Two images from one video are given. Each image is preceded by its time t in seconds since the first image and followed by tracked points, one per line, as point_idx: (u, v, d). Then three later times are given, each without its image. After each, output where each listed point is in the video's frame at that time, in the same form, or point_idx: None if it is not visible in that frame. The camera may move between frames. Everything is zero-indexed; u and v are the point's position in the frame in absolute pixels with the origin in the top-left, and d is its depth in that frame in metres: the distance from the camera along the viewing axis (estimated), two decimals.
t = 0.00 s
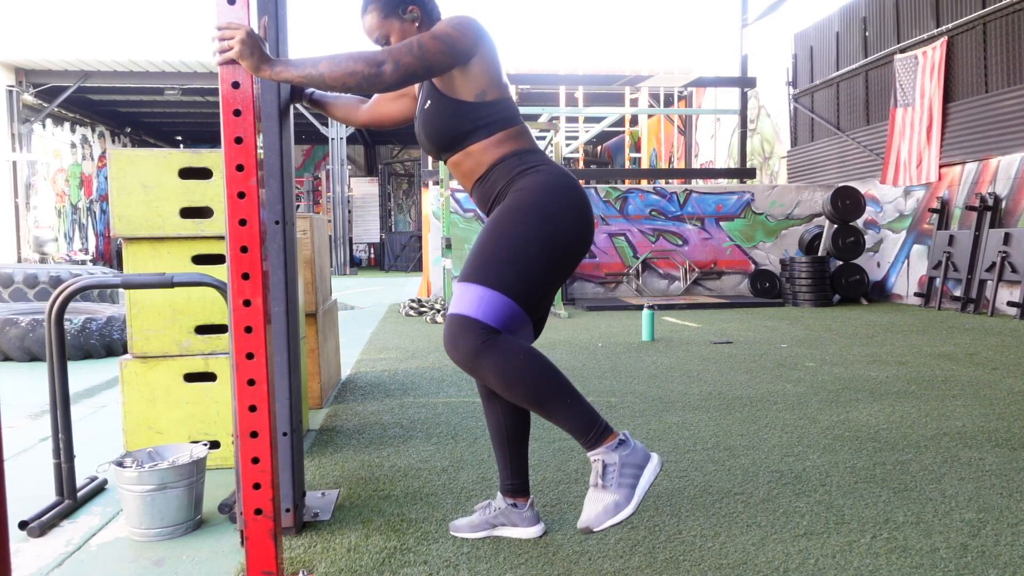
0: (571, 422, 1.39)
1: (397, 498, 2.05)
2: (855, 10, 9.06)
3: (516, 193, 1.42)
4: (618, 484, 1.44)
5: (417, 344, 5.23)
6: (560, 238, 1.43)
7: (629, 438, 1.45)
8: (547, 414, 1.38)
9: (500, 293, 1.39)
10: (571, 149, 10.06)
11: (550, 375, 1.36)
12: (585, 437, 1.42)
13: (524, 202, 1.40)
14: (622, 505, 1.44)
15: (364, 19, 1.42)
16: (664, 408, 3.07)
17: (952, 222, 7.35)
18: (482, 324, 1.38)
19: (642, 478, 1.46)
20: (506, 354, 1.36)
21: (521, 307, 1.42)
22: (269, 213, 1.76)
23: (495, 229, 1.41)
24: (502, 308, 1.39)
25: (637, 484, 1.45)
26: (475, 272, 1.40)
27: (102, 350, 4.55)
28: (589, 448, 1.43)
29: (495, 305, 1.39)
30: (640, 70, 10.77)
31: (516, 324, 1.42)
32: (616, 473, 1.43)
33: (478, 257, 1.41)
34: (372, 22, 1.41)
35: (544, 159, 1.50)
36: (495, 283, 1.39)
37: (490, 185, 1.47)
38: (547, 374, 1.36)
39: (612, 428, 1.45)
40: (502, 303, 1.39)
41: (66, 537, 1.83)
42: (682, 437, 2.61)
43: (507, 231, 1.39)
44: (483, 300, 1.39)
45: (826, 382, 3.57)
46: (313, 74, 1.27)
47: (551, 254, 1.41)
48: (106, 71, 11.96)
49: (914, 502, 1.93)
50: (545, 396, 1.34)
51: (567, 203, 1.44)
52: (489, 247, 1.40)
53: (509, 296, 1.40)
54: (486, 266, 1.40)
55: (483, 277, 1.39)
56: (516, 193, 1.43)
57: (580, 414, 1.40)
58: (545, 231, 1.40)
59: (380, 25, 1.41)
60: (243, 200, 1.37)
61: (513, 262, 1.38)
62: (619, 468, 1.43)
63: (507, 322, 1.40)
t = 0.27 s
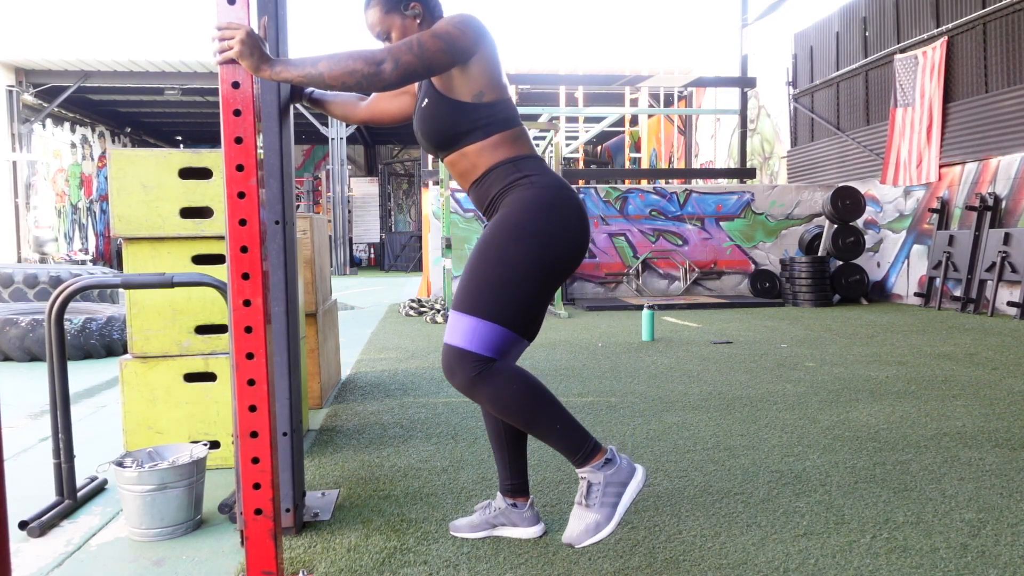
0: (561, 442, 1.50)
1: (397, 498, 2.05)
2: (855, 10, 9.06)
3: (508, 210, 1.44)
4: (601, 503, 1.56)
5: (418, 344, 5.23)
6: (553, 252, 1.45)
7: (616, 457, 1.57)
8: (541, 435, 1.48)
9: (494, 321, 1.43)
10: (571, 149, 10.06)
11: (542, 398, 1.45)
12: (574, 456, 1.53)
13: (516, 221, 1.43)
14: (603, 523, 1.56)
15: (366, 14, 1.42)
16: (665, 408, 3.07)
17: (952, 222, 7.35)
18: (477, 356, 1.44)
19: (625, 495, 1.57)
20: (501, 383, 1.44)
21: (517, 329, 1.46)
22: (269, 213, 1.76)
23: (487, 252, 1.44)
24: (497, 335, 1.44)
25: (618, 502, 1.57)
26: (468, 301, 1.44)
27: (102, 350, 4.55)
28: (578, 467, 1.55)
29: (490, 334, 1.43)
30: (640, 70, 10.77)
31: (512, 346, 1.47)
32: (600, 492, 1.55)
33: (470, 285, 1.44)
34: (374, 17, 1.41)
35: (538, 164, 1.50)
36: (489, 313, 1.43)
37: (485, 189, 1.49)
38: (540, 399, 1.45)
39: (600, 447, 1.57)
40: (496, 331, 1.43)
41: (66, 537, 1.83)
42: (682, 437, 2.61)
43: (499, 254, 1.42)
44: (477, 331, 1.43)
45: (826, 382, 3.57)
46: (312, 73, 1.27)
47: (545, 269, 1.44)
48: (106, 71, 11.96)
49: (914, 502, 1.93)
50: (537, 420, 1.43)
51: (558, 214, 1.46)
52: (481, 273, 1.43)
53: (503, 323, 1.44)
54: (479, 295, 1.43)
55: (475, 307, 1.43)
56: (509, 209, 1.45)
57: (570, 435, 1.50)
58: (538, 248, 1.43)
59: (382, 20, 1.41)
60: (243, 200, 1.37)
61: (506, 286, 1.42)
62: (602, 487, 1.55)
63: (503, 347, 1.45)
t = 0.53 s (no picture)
0: (552, 448, 1.55)
1: (397, 498, 2.05)
2: (855, 10, 9.06)
3: (503, 219, 1.45)
4: (589, 508, 1.63)
5: (417, 344, 5.23)
6: (548, 259, 1.46)
7: (605, 464, 1.63)
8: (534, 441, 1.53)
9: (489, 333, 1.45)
10: (571, 149, 10.06)
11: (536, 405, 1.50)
12: (565, 462, 1.59)
13: (510, 231, 1.43)
14: (588, 528, 1.64)
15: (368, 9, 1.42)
16: (665, 408, 3.07)
17: (952, 222, 7.35)
18: (473, 367, 1.47)
19: (611, 501, 1.64)
20: (496, 394, 1.48)
21: (513, 338, 1.48)
22: (269, 213, 1.76)
23: (482, 262, 1.45)
24: (493, 346, 1.46)
25: (604, 508, 1.64)
26: (463, 313, 1.46)
27: (102, 350, 4.55)
28: (569, 472, 1.61)
29: (485, 346, 1.46)
30: (640, 70, 10.78)
31: (508, 355, 1.50)
32: (588, 498, 1.62)
33: (465, 297, 1.46)
34: (376, 12, 1.41)
35: (534, 167, 1.50)
36: (485, 326, 1.45)
37: (482, 192, 1.50)
38: (534, 407, 1.50)
39: (591, 454, 1.62)
40: (491, 343, 1.46)
41: (66, 537, 1.83)
42: (682, 437, 2.60)
43: (493, 265, 1.43)
44: (472, 343, 1.46)
45: (826, 382, 3.57)
46: (312, 73, 1.27)
47: (540, 276, 1.45)
48: (106, 71, 11.96)
49: (914, 502, 1.93)
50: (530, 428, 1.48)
51: (553, 221, 1.46)
52: (475, 285, 1.45)
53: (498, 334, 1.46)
54: (474, 307, 1.45)
55: (471, 318, 1.45)
56: (504, 216, 1.45)
57: (562, 442, 1.55)
58: (533, 257, 1.44)
59: (384, 15, 1.41)
60: (243, 200, 1.37)
61: (501, 298, 1.44)
62: (590, 493, 1.62)
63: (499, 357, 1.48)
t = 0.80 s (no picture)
0: (548, 450, 1.56)
1: (397, 498, 2.05)
2: (855, 10, 9.06)
3: (500, 225, 1.46)
4: (580, 511, 1.63)
5: (417, 344, 5.23)
6: (546, 265, 1.46)
7: (599, 468, 1.63)
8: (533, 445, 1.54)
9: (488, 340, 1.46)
10: (571, 149, 10.06)
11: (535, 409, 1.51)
12: (560, 464, 1.59)
13: (507, 237, 1.44)
14: (578, 530, 1.63)
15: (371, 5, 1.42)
16: (665, 408, 3.07)
17: (952, 222, 7.35)
18: (474, 374, 1.48)
19: (603, 505, 1.63)
20: (495, 399, 1.49)
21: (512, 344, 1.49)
22: (269, 213, 1.76)
23: (480, 269, 1.46)
24: (492, 352, 1.47)
25: (595, 512, 1.63)
26: (462, 320, 1.47)
27: (102, 350, 4.55)
28: (563, 474, 1.61)
29: (484, 352, 1.47)
30: (640, 70, 10.78)
31: (507, 360, 1.51)
32: (580, 500, 1.62)
33: (464, 304, 1.47)
34: (378, 8, 1.41)
35: (532, 171, 1.50)
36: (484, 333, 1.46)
37: (480, 195, 1.50)
38: (532, 411, 1.51)
39: (585, 457, 1.62)
40: (490, 349, 1.47)
41: (66, 537, 1.83)
42: (682, 437, 2.61)
43: (491, 271, 1.44)
44: (471, 350, 1.47)
45: (826, 382, 3.57)
46: (312, 74, 1.27)
47: (538, 281, 1.46)
48: (106, 71, 11.96)
49: (913, 502, 1.93)
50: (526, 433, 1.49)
51: (551, 226, 1.46)
52: (474, 291, 1.46)
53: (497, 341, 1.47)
54: (472, 314, 1.46)
55: (470, 325, 1.46)
56: (502, 222, 1.45)
57: (558, 445, 1.56)
58: (530, 263, 1.44)
59: (385, 12, 1.41)
60: (243, 200, 1.37)
61: (499, 304, 1.44)
62: (583, 496, 1.62)
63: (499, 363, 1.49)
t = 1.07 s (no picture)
0: (545, 453, 1.56)
1: (397, 498, 2.05)
2: (855, 10, 9.06)
3: (499, 228, 1.46)
4: (574, 512, 1.63)
5: (417, 344, 5.23)
6: (545, 268, 1.46)
7: (595, 470, 1.63)
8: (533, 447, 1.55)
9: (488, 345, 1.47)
10: (570, 149, 10.06)
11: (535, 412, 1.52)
12: (557, 465, 1.59)
13: (507, 240, 1.44)
14: (571, 530, 1.63)
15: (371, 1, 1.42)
16: (665, 408, 3.07)
17: (952, 222, 7.35)
18: (474, 377, 1.49)
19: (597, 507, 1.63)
20: (496, 402, 1.50)
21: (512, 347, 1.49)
22: (269, 213, 1.76)
23: (479, 272, 1.45)
24: (492, 356, 1.47)
25: (589, 513, 1.63)
26: (462, 323, 1.47)
27: (102, 350, 4.55)
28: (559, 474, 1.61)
29: (485, 356, 1.47)
30: (640, 70, 10.78)
31: (507, 363, 1.51)
32: (574, 502, 1.62)
33: (463, 308, 1.47)
34: (378, 6, 1.41)
35: (532, 173, 1.50)
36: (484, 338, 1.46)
37: (479, 196, 1.50)
38: (533, 414, 1.51)
39: (582, 459, 1.62)
40: (491, 353, 1.47)
41: (66, 537, 1.83)
42: (682, 437, 2.61)
43: (490, 275, 1.44)
44: (471, 354, 1.47)
45: (826, 382, 3.57)
46: (312, 73, 1.26)
47: (538, 284, 1.46)
48: (106, 71, 11.95)
49: (914, 502, 1.92)
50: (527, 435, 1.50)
51: (550, 230, 1.46)
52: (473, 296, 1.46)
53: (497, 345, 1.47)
54: (472, 318, 1.46)
55: (470, 330, 1.46)
56: (501, 226, 1.45)
57: (554, 447, 1.56)
58: (529, 267, 1.44)
59: (386, 10, 1.41)
60: (243, 200, 1.37)
61: (499, 307, 1.44)
62: (577, 497, 1.62)
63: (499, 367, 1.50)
